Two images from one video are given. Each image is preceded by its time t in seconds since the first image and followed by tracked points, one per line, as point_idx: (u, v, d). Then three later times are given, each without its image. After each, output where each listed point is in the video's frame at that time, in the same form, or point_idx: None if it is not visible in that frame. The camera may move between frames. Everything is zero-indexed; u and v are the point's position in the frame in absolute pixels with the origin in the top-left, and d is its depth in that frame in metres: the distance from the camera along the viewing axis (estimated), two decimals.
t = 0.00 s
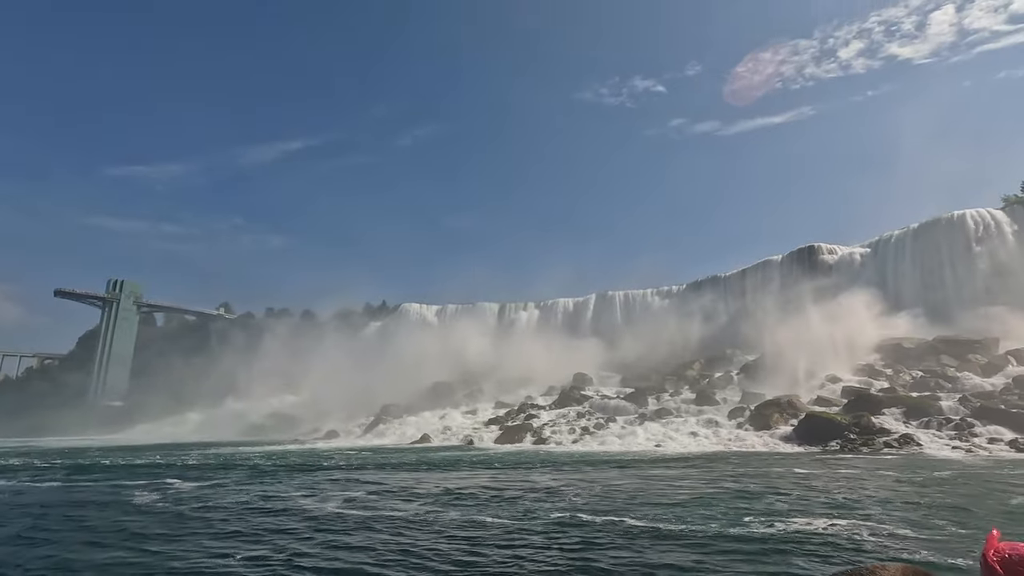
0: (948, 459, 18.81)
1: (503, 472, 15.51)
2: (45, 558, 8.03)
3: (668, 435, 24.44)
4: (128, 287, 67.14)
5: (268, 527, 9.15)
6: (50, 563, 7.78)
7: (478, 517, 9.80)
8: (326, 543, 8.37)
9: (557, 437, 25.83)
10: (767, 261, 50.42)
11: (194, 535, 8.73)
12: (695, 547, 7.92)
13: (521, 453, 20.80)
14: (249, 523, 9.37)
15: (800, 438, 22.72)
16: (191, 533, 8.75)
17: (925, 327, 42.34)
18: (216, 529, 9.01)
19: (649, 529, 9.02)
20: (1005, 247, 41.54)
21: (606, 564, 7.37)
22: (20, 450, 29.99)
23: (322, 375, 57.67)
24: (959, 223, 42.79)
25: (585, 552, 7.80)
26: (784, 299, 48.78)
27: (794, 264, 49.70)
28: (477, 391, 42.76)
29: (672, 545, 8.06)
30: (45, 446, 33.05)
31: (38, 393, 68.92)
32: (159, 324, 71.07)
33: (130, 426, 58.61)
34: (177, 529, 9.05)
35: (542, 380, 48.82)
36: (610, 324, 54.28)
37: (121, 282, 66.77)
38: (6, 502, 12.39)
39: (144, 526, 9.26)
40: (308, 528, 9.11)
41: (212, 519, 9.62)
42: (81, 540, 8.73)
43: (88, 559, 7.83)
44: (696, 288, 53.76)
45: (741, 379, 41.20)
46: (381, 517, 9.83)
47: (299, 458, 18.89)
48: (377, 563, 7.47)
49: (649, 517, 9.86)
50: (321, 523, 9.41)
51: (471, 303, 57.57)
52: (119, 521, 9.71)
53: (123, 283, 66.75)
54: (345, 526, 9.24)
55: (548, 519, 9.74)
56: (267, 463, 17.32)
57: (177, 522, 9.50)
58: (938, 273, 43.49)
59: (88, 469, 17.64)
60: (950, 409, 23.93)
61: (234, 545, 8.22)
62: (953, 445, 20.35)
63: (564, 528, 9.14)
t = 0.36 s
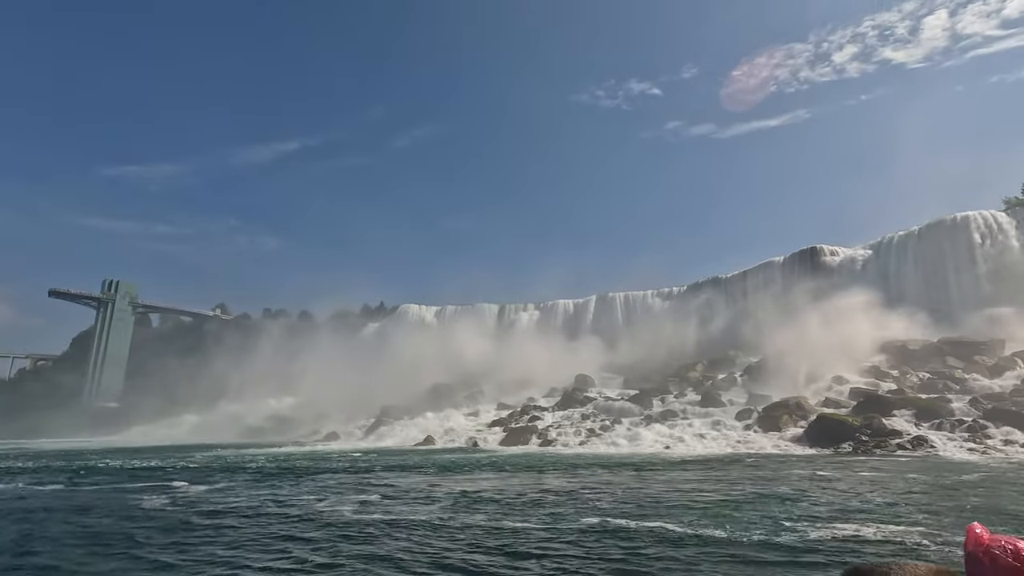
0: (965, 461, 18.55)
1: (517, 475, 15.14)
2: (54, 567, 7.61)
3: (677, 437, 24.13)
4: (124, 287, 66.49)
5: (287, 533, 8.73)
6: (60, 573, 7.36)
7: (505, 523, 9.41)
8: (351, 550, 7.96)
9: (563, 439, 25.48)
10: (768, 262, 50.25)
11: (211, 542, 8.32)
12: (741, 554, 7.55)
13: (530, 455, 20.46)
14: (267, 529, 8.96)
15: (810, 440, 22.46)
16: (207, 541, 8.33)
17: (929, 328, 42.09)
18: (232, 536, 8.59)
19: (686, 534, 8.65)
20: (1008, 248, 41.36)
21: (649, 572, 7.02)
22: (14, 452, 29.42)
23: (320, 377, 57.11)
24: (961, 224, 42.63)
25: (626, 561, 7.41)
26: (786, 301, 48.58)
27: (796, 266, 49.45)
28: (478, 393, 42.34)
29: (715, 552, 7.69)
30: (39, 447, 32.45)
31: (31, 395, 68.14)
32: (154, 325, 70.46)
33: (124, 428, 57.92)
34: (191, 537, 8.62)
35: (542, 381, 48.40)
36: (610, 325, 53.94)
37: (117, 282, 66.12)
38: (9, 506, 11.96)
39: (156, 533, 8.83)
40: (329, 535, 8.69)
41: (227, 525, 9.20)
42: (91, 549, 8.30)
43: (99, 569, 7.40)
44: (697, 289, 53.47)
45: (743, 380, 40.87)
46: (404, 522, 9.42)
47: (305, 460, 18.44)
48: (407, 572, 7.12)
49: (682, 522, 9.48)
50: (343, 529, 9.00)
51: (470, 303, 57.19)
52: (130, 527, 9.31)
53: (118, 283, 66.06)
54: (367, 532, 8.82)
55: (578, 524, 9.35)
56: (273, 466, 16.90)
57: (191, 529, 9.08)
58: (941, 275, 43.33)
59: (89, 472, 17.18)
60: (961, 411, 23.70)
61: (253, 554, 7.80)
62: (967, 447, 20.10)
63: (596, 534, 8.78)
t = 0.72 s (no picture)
0: (982, 462, 18.27)
1: (532, 477, 14.84)
2: (63, 573, 7.26)
3: (686, 438, 23.83)
4: (122, 287, 66.00)
5: (306, 538, 8.38)
6: None
7: (531, 528, 9.07)
8: (375, 556, 7.62)
9: (570, 439, 25.17)
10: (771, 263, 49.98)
11: (227, 548, 7.97)
12: (784, 560, 7.25)
13: (539, 456, 20.17)
14: (284, 534, 8.60)
15: (822, 441, 22.17)
16: (223, 547, 7.98)
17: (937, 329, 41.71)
18: (252, 541, 8.28)
19: (722, 540, 8.31)
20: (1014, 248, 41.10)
21: None
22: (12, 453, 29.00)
23: (320, 378, 56.65)
24: (966, 224, 42.34)
25: (665, 567, 7.13)
26: (791, 301, 48.28)
27: (800, 266, 49.17)
28: (480, 393, 41.95)
29: (758, 560, 7.35)
30: (39, 448, 32.07)
31: (28, 395, 67.61)
32: (153, 325, 70.00)
33: (123, 428, 57.43)
34: (206, 542, 8.27)
35: (545, 382, 48.01)
36: (612, 325, 53.60)
37: (115, 282, 65.64)
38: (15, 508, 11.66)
39: (170, 538, 8.48)
40: (350, 540, 8.34)
41: (243, 530, 8.84)
42: (101, 554, 7.96)
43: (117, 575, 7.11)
44: (700, 289, 53.18)
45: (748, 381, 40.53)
46: (426, 527, 9.08)
47: (312, 461, 18.09)
48: None
49: (715, 526, 9.16)
50: (363, 533, 8.65)
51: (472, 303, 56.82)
52: (144, 530, 9.03)
53: (117, 283, 65.59)
54: (389, 537, 8.48)
55: (607, 529, 9.01)
56: (282, 467, 16.59)
57: (204, 534, 8.72)
58: (946, 276, 43.04)
59: (94, 473, 16.86)
60: (974, 412, 23.41)
61: (272, 561, 7.45)
62: (983, 448, 19.82)
63: (628, 537, 8.51)
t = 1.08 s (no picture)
0: (1001, 462, 17.99)
1: (549, 477, 14.50)
2: None
3: (697, 437, 23.50)
4: (119, 286, 65.41)
5: (332, 544, 7.99)
6: None
7: (563, 530, 8.71)
8: (406, 563, 7.22)
9: (579, 439, 24.81)
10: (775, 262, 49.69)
11: (249, 556, 7.58)
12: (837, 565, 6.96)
13: (551, 456, 19.83)
14: (308, 541, 8.20)
15: (836, 441, 21.87)
16: (245, 555, 7.58)
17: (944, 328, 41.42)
18: (277, 546, 7.96)
19: (766, 545, 7.95)
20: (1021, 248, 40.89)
21: None
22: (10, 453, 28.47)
23: (320, 378, 56.20)
24: (973, 224, 42.09)
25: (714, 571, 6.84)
26: (795, 301, 48.00)
27: (805, 265, 48.86)
28: (483, 393, 41.55)
29: (812, 568, 6.96)
30: (37, 448, 31.60)
31: (24, 395, 66.92)
32: (150, 324, 69.40)
33: (121, 429, 56.86)
34: (225, 550, 7.87)
35: (548, 382, 47.63)
36: (615, 325, 53.27)
37: (112, 281, 65.07)
38: (23, 509, 11.29)
39: (185, 545, 8.06)
40: (378, 545, 7.95)
41: (265, 536, 8.45)
42: (116, 560, 7.55)
43: None
44: (704, 288, 52.83)
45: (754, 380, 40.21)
46: (455, 530, 8.70)
47: (320, 461, 17.72)
48: None
49: (754, 528, 8.86)
50: (390, 538, 8.29)
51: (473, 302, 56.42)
52: (162, 533, 8.69)
53: (114, 281, 65.02)
54: (419, 542, 8.08)
55: (643, 529, 8.64)
56: (291, 467, 16.21)
57: (222, 542, 8.30)
58: (953, 275, 42.79)
59: (98, 473, 16.46)
60: (987, 412, 23.14)
61: (299, 569, 7.09)
62: (1001, 448, 19.54)
63: (667, 539, 8.20)
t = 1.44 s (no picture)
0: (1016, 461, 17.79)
1: (565, 477, 14.18)
2: None
3: (705, 436, 23.24)
4: (114, 283, 64.72)
5: (356, 545, 7.69)
6: None
7: (596, 529, 8.37)
8: (437, 565, 6.93)
9: (585, 438, 24.51)
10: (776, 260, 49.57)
11: (272, 558, 7.27)
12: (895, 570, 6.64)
13: (561, 455, 19.50)
14: (331, 543, 7.86)
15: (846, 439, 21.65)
16: (267, 557, 7.27)
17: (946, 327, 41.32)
18: (299, 549, 7.58)
19: (806, 546, 7.68)
20: None
21: None
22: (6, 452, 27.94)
23: (318, 376, 55.74)
24: (975, 223, 42.02)
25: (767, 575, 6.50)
26: (796, 299, 47.89)
27: (806, 264, 48.71)
28: (484, 392, 41.21)
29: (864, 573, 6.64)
30: (32, 447, 31.06)
31: (17, 393, 66.16)
32: (145, 321, 68.76)
33: (116, 428, 56.24)
34: (245, 551, 7.55)
35: (548, 381, 47.34)
36: (615, 323, 53.05)
37: (107, 278, 64.40)
38: (26, 510, 10.87)
39: (201, 547, 7.73)
40: (405, 546, 7.65)
41: (285, 536, 8.15)
42: (130, 563, 7.22)
43: None
44: (705, 287, 52.63)
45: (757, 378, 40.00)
46: (482, 531, 8.40)
47: (327, 461, 17.36)
48: None
49: (792, 528, 8.54)
50: (417, 541, 7.92)
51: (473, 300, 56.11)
52: (176, 536, 8.29)
53: (109, 279, 64.38)
54: (447, 543, 7.79)
55: (676, 528, 8.37)
56: (298, 466, 15.82)
57: (240, 545, 7.91)
58: (955, 274, 42.70)
59: (100, 473, 16.03)
60: (996, 410, 22.98)
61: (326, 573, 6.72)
62: (1014, 446, 19.34)
63: (706, 540, 7.87)
